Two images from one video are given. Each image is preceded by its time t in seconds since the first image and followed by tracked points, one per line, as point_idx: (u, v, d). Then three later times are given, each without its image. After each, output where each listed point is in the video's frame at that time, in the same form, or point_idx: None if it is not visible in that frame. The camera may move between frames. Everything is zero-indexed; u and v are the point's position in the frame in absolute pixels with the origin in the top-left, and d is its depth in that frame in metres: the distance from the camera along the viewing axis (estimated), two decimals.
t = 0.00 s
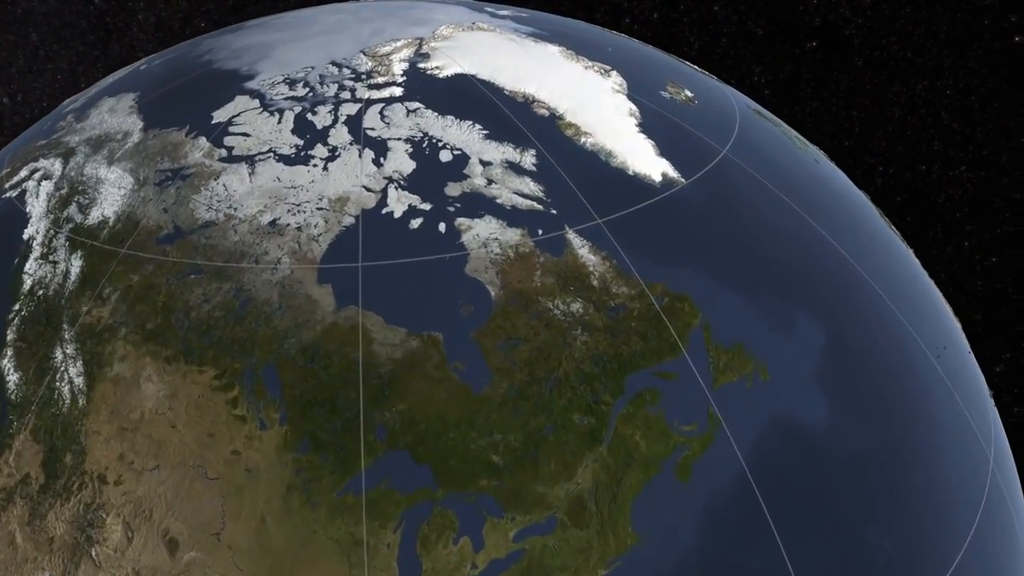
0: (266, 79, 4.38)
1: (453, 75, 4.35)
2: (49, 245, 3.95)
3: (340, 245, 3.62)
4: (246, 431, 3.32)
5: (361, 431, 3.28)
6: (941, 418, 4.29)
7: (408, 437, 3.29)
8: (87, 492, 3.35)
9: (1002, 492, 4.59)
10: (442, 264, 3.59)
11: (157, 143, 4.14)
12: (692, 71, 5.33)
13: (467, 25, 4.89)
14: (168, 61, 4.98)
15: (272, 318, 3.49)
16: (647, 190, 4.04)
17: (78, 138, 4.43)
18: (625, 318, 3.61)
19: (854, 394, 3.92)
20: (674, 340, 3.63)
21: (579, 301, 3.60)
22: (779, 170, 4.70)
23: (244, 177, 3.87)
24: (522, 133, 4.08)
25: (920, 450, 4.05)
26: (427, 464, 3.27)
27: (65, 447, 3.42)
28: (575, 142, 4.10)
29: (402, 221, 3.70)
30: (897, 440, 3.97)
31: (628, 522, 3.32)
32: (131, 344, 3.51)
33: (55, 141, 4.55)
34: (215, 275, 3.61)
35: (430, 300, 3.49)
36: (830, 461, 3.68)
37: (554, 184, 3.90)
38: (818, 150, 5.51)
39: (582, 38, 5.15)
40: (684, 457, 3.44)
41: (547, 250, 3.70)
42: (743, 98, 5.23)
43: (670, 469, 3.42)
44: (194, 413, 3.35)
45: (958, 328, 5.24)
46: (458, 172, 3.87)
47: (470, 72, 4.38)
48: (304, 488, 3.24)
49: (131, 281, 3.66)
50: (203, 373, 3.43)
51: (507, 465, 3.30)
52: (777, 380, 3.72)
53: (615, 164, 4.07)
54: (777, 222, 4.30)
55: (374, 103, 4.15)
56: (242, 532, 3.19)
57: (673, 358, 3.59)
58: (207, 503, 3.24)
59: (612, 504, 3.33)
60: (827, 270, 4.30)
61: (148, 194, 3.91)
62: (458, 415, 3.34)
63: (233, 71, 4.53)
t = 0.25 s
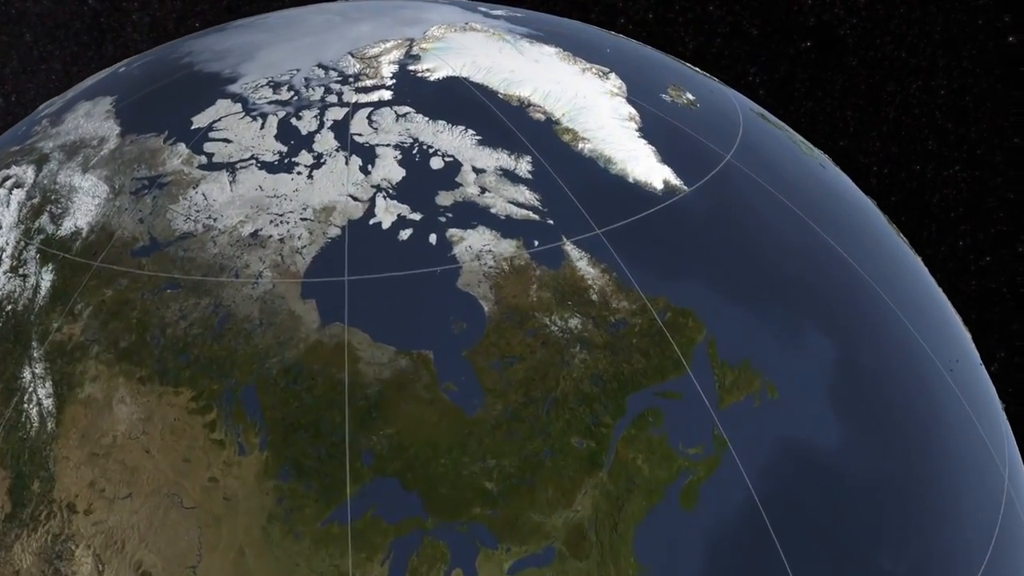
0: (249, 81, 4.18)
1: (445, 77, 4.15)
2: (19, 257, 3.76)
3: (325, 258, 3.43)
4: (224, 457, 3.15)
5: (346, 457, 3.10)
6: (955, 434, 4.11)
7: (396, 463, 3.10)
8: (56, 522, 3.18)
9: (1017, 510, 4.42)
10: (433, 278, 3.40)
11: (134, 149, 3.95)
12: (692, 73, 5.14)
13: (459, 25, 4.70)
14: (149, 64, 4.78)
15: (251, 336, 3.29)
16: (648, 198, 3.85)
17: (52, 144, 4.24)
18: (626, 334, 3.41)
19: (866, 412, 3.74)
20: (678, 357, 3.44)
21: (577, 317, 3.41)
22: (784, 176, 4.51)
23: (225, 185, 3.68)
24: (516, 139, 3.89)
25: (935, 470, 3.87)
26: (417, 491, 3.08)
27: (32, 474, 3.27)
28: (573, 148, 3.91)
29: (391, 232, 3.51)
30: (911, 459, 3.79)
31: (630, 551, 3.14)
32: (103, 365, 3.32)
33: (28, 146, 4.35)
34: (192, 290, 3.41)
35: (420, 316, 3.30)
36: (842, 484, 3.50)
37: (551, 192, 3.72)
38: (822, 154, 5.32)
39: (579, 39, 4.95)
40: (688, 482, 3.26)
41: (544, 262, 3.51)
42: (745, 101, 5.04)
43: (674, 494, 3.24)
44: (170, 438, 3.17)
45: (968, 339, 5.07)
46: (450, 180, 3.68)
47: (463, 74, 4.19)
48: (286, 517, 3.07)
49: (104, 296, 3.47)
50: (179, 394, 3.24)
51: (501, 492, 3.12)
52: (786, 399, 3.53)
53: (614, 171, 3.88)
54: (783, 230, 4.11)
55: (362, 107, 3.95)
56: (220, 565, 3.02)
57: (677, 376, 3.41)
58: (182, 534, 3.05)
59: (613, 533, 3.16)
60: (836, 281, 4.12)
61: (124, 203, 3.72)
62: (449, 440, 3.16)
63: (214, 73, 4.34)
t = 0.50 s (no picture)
0: (228, 85, 3.96)
1: (435, 81, 3.94)
2: None
3: (306, 275, 3.22)
4: (198, 490, 2.93)
5: (327, 490, 2.89)
6: (972, 456, 3.91)
7: (382, 496, 2.91)
8: (16, 560, 3.03)
9: None
10: (422, 296, 3.19)
11: (105, 157, 3.73)
12: (694, 76, 4.94)
13: (450, 26, 4.48)
14: (125, 66, 4.57)
15: (225, 360, 3.07)
16: (649, 208, 3.63)
17: (22, 151, 4.02)
18: (627, 355, 3.20)
19: (881, 434, 3.54)
20: (682, 380, 3.24)
21: (575, 337, 3.20)
22: (791, 184, 4.31)
23: (201, 196, 3.46)
24: (510, 146, 3.68)
25: (952, 495, 3.67)
26: (403, 527, 2.88)
27: None
28: (570, 156, 3.70)
29: (377, 246, 3.29)
30: (927, 484, 3.59)
31: None
32: (68, 389, 3.11)
33: None
34: (164, 308, 3.19)
35: (407, 337, 3.09)
36: (857, 513, 3.30)
37: (547, 203, 3.50)
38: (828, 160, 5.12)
39: (576, 41, 4.74)
40: (694, 514, 3.06)
41: (539, 278, 3.30)
42: (749, 104, 4.84)
43: (679, 527, 3.05)
44: (139, 470, 2.95)
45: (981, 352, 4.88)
46: (440, 190, 3.47)
47: (454, 77, 3.97)
48: (263, 556, 2.86)
49: (70, 314, 3.26)
50: (150, 422, 3.02)
51: (495, 527, 2.90)
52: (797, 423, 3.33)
53: (613, 181, 3.67)
54: (792, 241, 3.90)
55: (347, 112, 3.74)
56: None
57: (681, 400, 3.21)
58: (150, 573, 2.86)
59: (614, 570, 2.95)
60: (847, 294, 3.91)
61: (94, 215, 3.50)
62: (439, 470, 2.95)
63: (192, 76, 4.12)
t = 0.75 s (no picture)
0: (209, 89, 3.78)
1: (426, 84, 3.76)
2: None
3: (289, 291, 3.03)
4: (169, 523, 2.77)
5: (309, 523, 2.70)
6: (989, 476, 3.74)
7: (368, 528, 2.73)
8: None
9: None
10: (411, 313, 3.01)
11: (79, 165, 3.54)
12: (695, 79, 4.76)
13: (442, 28, 4.30)
14: (104, 69, 4.39)
15: (202, 382, 2.89)
16: (651, 218, 3.46)
17: None
18: (629, 376, 3.03)
19: (896, 456, 3.36)
20: (687, 401, 3.06)
21: (575, 355, 3.01)
22: (798, 191, 4.14)
23: (178, 206, 3.27)
24: (505, 153, 3.50)
25: (969, 519, 3.50)
26: (391, 562, 2.71)
27: None
28: (568, 163, 3.52)
29: (364, 260, 3.11)
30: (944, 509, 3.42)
31: None
32: (34, 413, 2.93)
33: None
34: (138, 326, 3.01)
35: (396, 358, 2.91)
36: (872, 541, 3.13)
37: (544, 213, 3.32)
38: (834, 165, 4.95)
39: (573, 42, 4.57)
40: (702, 545, 2.89)
41: (536, 293, 3.12)
42: (753, 108, 4.66)
43: (685, 559, 2.87)
44: (108, 501, 2.77)
45: (993, 365, 4.71)
46: (431, 199, 3.29)
47: (445, 81, 3.80)
48: None
49: (37, 332, 3.07)
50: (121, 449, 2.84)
51: (489, 561, 2.72)
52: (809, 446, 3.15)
53: (613, 190, 3.49)
54: (800, 252, 3.73)
55: (333, 117, 3.55)
56: None
57: (687, 423, 3.03)
58: None
59: None
60: (858, 307, 3.74)
61: (65, 227, 3.32)
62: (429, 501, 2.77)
63: (172, 79, 3.94)
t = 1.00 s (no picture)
0: (186, 93, 3.58)
1: (415, 88, 3.56)
2: None
3: (267, 311, 2.83)
4: (137, 563, 2.59)
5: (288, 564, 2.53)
6: (1010, 502, 3.55)
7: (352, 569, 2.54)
8: None
9: None
10: (399, 334, 2.80)
11: (46, 174, 3.34)
12: (697, 82, 4.57)
13: (433, 29, 4.10)
14: (78, 73, 4.19)
15: (172, 410, 2.68)
16: (654, 230, 3.26)
17: None
18: (632, 401, 2.83)
19: (915, 483, 3.17)
20: (694, 427, 2.87)
21: (574, 380, 2.81)
22: (808, 200, 3.94)
23: (150, 219, 3.06)
24: (499, 161, 3.30)
25: (989, 549, 3.31)
26: None
27: None
28: (565, 172, 3.32)
29: (348, 277, 2.91)
30: (964, 539, 3.23)
31: None
32: None
33: None
34: (105, 349, 2.80)
35: (382, 384, 2.71)
36: None
37: (541, 225, 3.12)
38: (842, 171, 4.75)
39: (570, 44, 4.37)
40: None
41: (532, 312, 2.92)
42: (758, 112, 4.47)
43: None
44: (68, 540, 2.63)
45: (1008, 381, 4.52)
46: (420, 211, 3.08)
47: (435, 85, 3.59)
48: None
49: None
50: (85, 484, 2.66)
51: None
52: (823, 474, 2.96)
53: (614, 200, 3.29)
54: (810, 265, 3.54)
55: (316, 123, 3.35)
56: None
57: (694, 452, 2.83)
58: None
59: None
60: (873, 323, 3.54)
61: (30, 242, 3.11)
62: (418, 539, 2.58)
63: (147, 83, 3.73)
